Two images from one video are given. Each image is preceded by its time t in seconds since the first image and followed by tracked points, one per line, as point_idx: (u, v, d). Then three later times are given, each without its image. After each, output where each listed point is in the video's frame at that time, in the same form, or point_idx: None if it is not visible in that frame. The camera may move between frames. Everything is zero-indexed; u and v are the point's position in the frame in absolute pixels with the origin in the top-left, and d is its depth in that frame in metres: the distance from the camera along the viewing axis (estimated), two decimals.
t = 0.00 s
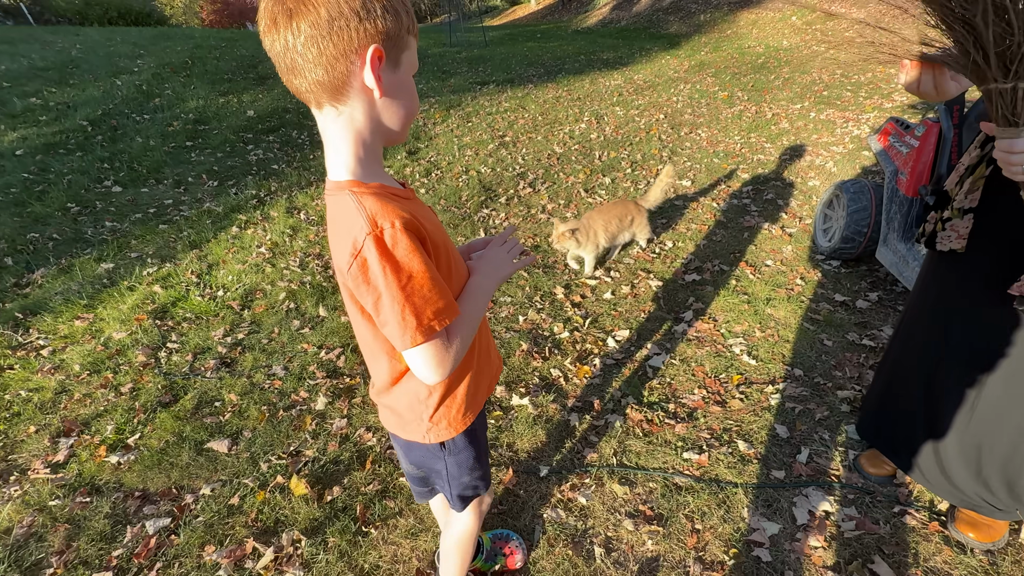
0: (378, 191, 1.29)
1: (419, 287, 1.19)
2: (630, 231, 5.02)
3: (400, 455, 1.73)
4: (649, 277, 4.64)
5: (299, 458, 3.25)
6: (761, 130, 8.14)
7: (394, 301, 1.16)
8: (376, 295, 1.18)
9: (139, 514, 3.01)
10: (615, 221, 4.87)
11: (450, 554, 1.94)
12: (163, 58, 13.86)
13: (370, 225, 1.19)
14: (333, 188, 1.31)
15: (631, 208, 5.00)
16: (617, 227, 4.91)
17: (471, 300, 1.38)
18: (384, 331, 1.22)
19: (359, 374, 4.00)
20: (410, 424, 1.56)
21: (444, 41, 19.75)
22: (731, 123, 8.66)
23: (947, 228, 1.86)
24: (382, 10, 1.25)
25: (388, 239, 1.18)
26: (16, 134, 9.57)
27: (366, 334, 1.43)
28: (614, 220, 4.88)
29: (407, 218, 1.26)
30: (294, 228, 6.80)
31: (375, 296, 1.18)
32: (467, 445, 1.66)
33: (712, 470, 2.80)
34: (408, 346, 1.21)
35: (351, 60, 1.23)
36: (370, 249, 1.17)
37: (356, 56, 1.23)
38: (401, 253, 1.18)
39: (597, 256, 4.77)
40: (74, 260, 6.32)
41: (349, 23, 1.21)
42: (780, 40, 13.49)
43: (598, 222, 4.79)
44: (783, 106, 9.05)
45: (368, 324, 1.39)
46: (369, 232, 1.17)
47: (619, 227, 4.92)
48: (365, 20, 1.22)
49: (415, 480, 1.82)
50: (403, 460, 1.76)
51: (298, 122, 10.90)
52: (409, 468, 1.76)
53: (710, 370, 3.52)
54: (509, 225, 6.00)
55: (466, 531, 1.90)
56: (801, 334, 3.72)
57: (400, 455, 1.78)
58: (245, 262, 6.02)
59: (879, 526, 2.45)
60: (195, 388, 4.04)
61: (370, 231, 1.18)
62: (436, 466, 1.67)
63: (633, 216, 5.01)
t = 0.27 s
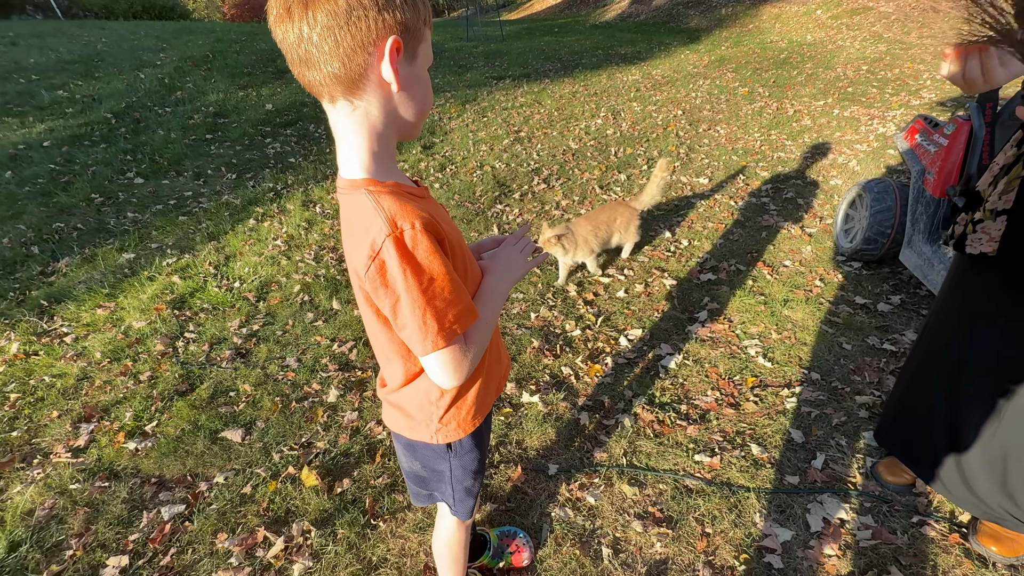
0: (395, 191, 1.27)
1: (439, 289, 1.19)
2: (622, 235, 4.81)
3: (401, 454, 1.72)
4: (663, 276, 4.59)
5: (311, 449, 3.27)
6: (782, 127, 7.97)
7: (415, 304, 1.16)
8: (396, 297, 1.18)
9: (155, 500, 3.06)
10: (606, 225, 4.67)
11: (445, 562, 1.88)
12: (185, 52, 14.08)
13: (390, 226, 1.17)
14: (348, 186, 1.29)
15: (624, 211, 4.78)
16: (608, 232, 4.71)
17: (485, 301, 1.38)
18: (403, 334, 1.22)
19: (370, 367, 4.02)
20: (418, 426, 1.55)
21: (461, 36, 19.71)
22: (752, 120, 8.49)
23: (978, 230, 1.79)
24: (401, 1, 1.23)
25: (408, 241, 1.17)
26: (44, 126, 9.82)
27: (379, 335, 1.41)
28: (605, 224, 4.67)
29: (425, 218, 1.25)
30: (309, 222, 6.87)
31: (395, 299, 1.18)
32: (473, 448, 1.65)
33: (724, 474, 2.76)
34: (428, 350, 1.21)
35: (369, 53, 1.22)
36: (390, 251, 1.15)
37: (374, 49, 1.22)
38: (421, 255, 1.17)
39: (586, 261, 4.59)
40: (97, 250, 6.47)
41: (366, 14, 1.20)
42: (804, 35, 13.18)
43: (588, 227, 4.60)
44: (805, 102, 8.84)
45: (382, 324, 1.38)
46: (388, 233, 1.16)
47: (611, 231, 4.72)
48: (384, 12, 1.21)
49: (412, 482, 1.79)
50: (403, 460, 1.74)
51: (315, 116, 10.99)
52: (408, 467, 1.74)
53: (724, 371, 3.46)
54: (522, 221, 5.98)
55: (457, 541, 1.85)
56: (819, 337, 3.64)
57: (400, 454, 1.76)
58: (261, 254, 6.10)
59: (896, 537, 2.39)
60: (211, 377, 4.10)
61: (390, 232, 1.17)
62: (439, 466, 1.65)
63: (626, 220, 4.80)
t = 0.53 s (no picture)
0: (414, 189, 1.26)
1: (458, 290, 1.19)
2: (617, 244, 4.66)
3: (412, 446, 1.70)
4: (682, 275, 4.52)
5: (327, 439, 3.30)
6: (809, 125, 7.76)
7: (434, 306, 1.16)
8: (415, 298, 1.18)
9: (177, 483, 3.14)
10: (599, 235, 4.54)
11: (455, 555, 1.89)
12: (212, 46, 14.34)
13: (409, 226, 1.16)
14: (367, 184, 1.28)
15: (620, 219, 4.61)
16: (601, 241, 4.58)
17: (502, 299, 1.37)
18: (422, 335, 1.22)
19: (387, 360, 4.04)
20: (431, 421, 1.54)
21: (483, 30, 19.65)
22: (777, 117, 8.28)
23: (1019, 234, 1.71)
24: None
25: (428, 242, 1.16)
26: (77, 117, 10.12)
27: (394, 332, 1.41)
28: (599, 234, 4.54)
29: (444, 218, 1.24)
30: (329, 214, 6.95)
31: (414, 301, 1.18)
32: (485, 443, 1.64)
33: (740, 477, 2.72)
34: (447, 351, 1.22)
35: (388, 47, 1.21)
36: (409, 252, 1.15)
37: (392, 43, 1.21)
38: (440, 256, 1.17)
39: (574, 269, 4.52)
40: (125, 239, 6.65)
41: (385, 7, 1.18)
42: (834, 29, 12.80)
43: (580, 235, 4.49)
44: (834, 99, 8.60)
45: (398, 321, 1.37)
46: (408, 233, 1.15)
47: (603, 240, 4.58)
48: (403, 5, 1.20)
49: (421, 475, 1.77)
50: (412, 453, 1.73)
51: (337, 110, 11.10)
52: (418, 460, 1.72)
53: (744, 373, 3.39)
54: (540, 217, 5.96)
55: (467, 534, 1.84)
56: (844, 341, 3.54)
57: (409, 446, 1.73)
58: (282, 245, 6.20)
59: (920, 548, 2.32)
60: (231, 366, 4.18)
61: (409, 232, 1.16)
62: (450, 460, 1.64)
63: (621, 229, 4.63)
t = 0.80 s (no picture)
0: (437, 177, 1.25)
1: (481, 278, 1.17)
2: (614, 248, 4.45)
3: (427, 435, 1.68)
4: (706, 273, 4.42)
5: (346, 427, 3.33)
6: (842, 121, 7.51)
7: (458, 294, 1.14)
8: (437, 285, 1.17)
9: (202, 465, 3.22)
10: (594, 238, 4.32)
11: (469, 548, 1.87)
12: (242, 39, 14.62)
13: (433, 212, 1.15)
14: (390, 170, 1.27)
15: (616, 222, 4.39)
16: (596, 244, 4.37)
17: (522, 289, 1.35)
18: (444, 323, 1.21)
19: (406, 351, 4.06)
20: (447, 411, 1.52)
21: (507, 24, 19.56)
22: (809, 113, 8.04)
23: None
24: None
25: (453, 229, 1.15)
26: (113, 108, 10.44)
27: (413, 320, 1.39)
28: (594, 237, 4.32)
29: (468, 205, 1.23)
30: (352, 206, 7.03)
31: (437, 288, 1.16)
32: (500, 433, 1.61)
33: (762, 482, 2.65)
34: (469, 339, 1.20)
35: (411, 33, 1.19)
36: (433, 239, 1.14)
37: (416, 28, 1.19)
38: (464, 243, 1.15)
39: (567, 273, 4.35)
40: (157, 227, 6.84)
41: None
42: (871, 23, 12.35)
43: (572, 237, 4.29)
44: (869, 95, 8.30)
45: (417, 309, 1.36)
46: (432, 220, 1.14)
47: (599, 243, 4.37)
48: None
49: (435, 465, 1.75)
50: (426, 442, 1.71)
51: (361, 103, 11.20)
52: (433, 449, 1.70)
53: (768, 375, 3.31)
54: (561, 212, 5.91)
55: (482, 527, 1.82)
56: (874, 345, 3.42)
57: (424, 435, 1.71)
58: (306, 236, 6.30)
59: (952, 562, 2.23)
60: (255, 352, 4.27)
61: (434, 219, 1.14)
62: (465, 450, 1.61)
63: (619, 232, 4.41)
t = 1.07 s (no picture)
0: (470, 165, 1.24)
1: (513, 266, 1.17)
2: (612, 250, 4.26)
3: (452, 424, 1.69)
4: (736, 273, 4.31)
5: (370, 416, 3.38)
6: (884, 119, 7.22)
7: (491, 281, 1.14)
8: (469, 273, 1.17)
9: (232, 446, 3.32)
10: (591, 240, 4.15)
11: (490, 539, 1.87)
12: (276, 33, 14.92)
13: (466, 199, 1.14)
14: (423, 158, 1.27)
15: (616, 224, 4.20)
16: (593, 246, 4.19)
17: (553, 278, 1.34)
18: (476, 311, 1.21)
19: (430, 343, 4.07)
20: (473, 400, 1.52)
21: (536, 18, 19.43)
22: (848, 110, 7.75)
23: None
24: None
25: (486, 216, 1.14)
26: (154, 100, 10.80)
27: (443, 308, 1.40)
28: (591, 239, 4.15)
29: (501, 192, 1.22)
30: (379, 198, 7.12)
31: (470, 276, 1.17)
32: (525, 424, 1.61)
33: (791, 488, 2.59)
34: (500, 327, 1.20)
35: (446, 23, 1.18)
36: (466, 226, 1.13)
37: (451, 17, 1.18)
38: (497, 231, 1.15)
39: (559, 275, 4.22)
40: (192, 215, 7.07)
41: None
42: (917, 16, 11.79)
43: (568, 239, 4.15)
44: (913, 92, 7.94)
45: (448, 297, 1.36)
46: (466, 208, 1.14)
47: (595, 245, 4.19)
48: None
49: (460, 453, 1.76)
50: (452, 430, 1.73)
51: (390, 97, 11.30)
52: (458, 438, 1.71)
53: (798, 380, 3.22)
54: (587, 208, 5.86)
55: (505, 520, 1.83)
56: (913, 352, 3.29)
57: (450, 424, 1.73)
58: (334, 227, 6.41)
59: None
60: (284, 339, 4.37)
61: (467, 205, 1.14)
62: (490, 440, 1.61)
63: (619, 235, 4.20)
